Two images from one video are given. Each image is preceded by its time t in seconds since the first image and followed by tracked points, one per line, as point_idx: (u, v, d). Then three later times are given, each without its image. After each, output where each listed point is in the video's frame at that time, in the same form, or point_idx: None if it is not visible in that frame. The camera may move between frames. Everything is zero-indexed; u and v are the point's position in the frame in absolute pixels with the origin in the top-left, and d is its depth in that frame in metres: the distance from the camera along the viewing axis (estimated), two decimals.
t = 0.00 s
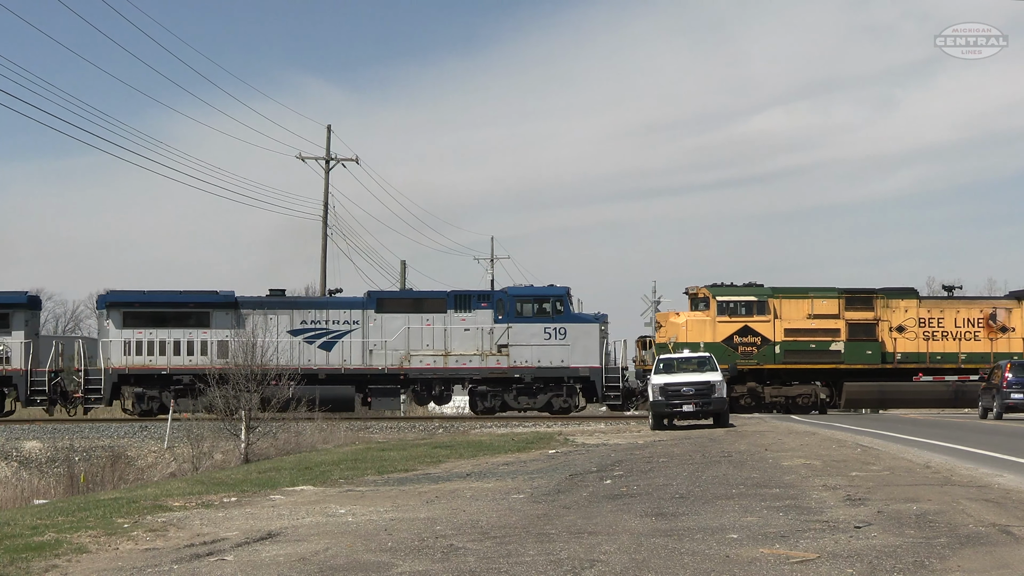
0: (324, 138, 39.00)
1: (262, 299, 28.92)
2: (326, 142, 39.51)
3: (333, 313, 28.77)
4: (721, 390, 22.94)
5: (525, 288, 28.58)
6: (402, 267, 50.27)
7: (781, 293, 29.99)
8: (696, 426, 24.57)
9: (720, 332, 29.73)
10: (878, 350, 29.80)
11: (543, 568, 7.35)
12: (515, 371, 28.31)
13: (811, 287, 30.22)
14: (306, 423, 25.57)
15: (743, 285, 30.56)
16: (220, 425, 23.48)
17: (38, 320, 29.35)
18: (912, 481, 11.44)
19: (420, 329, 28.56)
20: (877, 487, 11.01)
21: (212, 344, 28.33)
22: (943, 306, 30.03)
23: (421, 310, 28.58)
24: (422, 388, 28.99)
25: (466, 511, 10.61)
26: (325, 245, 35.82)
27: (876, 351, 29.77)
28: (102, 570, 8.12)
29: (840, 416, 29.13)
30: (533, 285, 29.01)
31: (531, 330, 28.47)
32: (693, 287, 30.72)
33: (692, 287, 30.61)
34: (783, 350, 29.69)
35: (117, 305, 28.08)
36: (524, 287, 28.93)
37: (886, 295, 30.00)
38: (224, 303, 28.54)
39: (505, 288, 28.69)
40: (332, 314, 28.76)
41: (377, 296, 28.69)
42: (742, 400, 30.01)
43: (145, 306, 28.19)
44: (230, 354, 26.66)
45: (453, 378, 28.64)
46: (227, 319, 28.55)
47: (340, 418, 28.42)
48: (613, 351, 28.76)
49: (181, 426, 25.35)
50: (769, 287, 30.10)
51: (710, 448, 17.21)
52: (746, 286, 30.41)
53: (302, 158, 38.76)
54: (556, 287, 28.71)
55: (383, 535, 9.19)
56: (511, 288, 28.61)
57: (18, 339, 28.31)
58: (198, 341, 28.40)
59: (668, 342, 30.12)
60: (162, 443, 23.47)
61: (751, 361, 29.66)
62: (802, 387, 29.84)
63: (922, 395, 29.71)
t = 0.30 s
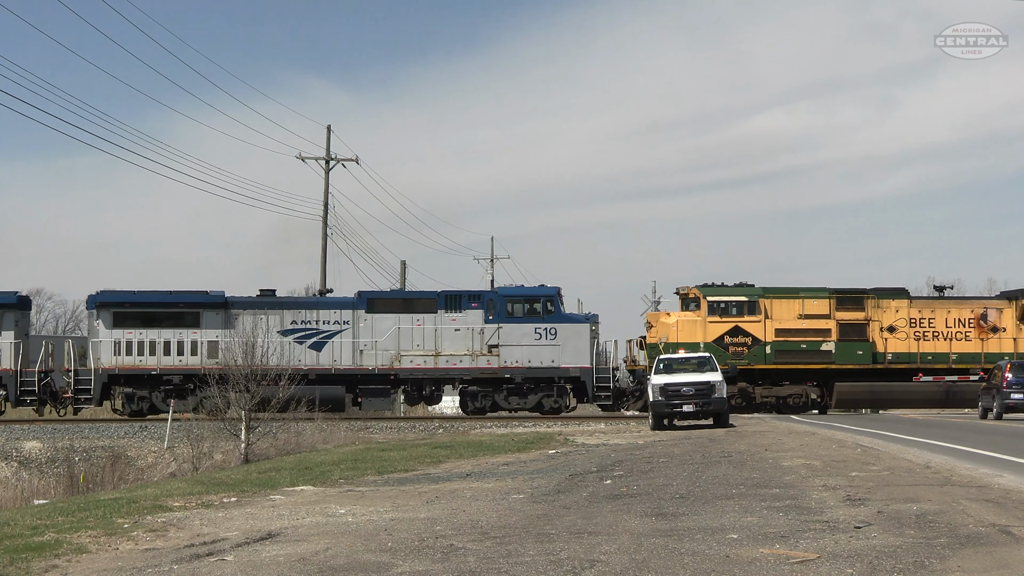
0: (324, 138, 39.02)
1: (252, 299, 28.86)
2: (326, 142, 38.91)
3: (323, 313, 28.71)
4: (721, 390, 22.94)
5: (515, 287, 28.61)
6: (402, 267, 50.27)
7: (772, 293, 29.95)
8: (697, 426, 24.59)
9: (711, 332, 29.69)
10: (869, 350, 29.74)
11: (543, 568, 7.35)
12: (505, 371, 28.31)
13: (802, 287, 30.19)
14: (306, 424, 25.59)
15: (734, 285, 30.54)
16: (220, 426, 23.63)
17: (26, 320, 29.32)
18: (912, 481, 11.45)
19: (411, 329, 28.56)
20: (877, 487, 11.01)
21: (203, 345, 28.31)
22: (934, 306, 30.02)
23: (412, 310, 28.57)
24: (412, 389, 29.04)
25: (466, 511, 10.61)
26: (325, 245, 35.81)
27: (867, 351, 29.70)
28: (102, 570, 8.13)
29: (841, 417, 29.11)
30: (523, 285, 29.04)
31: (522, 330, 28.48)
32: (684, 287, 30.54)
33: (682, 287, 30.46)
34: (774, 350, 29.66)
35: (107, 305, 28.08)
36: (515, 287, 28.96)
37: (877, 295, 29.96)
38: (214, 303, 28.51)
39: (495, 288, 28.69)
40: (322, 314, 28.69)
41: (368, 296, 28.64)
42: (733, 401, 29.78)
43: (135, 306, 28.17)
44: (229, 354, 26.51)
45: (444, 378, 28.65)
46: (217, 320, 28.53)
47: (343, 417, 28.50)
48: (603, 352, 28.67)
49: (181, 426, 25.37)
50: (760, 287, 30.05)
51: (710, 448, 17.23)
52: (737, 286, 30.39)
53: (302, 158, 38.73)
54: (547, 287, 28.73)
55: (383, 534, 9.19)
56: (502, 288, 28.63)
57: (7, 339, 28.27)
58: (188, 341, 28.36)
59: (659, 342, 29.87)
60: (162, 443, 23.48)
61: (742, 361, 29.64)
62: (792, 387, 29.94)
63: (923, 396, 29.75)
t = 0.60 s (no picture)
0: (324, 138, 39.08)
1: (242, 299, 28.90)
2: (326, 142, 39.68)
3: (314, 313, 28.78)
4: (721, 390, 22.93)
5: (506, 288, 28.66)
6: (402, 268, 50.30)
7: (763, 293, 29.95)
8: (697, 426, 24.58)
9: (701, 332, 29.71)
10: (860, 350, 29.74)
11: (543, 568, 7.35)
12: (495, 371, 28.29)
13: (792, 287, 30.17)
14: (305, 424, 25.57)
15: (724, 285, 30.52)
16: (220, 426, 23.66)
17: (16, 320, 29.53)
18: (912, 481, 11.44)
19: (401, 329, 28.57)
20: (877, 487, 11.01)
21: (193, 344, 28.33)
22: (924, 306, 30.06)
23: (402, 310, 28.59)
24: (403, 389, 29.02)
25: (466, 511, 10.60)
26: (325, 245, 35.83)
27: (858, 351, 29.69)
28: (101, 570, 8.13)
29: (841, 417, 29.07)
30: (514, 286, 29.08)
31: (512, 330, 28.49)
32: (675, 287, 30.47)
33: (672, 287, 30.42)
34: (765, 351, 29.60)
35: (97, 305, 28.08)
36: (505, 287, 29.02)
37: (867, 294, 29.99)
38: (203, 303, 28.52)
39: (485, 288, 28.74)
40: (313, 314, 28.77)
41: (358, 296, 28.68)
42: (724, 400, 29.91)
43: (125, 306, 28.18)
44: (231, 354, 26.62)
45: (434, 378, 28.61)
46: (207, 320, 28.54)
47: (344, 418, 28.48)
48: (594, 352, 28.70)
49: (181, 426, 25.37)
50: (750, 287, 30.06)
51: (710, 448, 17.22)
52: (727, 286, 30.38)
53: (303, 159, 38.92)
54: (537, 287, 28.74)
55: (384, 535, 9.19)
56: (492, 288, 28.69)
57: None
58: (179, 341, 28.36)
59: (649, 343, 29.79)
60: (162, 443, 23.47)
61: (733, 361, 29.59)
62: (783, 387, 29.98)
63: (924, 395, 29.69)
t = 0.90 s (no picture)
0: (324, 139, 39.15)
1: (232, 299, 28.85)
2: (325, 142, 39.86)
3: (304, 313, 28.74)
4: (722, 390, 22.92)
5: (496, 288, 28.66)
6: (402, 268, 50.37)
7: (754, 293, 29.89)
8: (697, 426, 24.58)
9: (692, 332, 29.60)
10: (851, 350, 29.74)
11: (543, 568, 7.35)
12: (485, 371, 28.28)
13: (783, 287, 30.14)
14: (306, 423, 25.59)
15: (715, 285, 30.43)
16: (222, 428, 23.70)
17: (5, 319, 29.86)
18: (912, 481, 11.45)
19: (391, 329, 28.57)
20: (877, 487, 11.01)
21: (183, 345, 28.33)
22: (915, 306, 30.06)
23: (392, 310, 28.57)
24: (393, 389, 29.04)
25: (466, 511, 10.61)
26: (325, 245, 35.88)
27: (848, 351, 29.71)
28: (102, 570, 8.13)
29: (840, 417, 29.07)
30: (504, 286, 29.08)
31: (502, 331, 28.51)
32: (665, 287, 30.52)
33: (663, 287, 30.36)
34: (756, 351, 29.62)
35: (87, 305, 28.06)
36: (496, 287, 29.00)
37: (858, 294, 29.98)
38: (193, 304, 28.50)
39: (475, 288, 28.68)
40: (303, 314, 28.72)
41: (348, 296, 28.62)
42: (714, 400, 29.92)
43: (115, 306, 28.17)
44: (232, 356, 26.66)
45: (424, 378, 28.64)
46: (197, 320, 28.52)
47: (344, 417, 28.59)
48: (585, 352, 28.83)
49: (181, 426, 25.40)
50: (741, 287, 30.00)
51: (710, 448, 17.23)
52: (717, 286, 30.30)
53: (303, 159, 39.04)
54: (527, 287, 28.79)
55: (384, 534, 9.20)
56: (482, 288, 28.66)
57: None
58: (169, 341, 28.35)
59: (639, 343, 29.61)
60: (162, 443, 23.49)
61: (723, 362, 29.56)
62: (774, 387, 29.99)
63: (924, 395, 29.65)
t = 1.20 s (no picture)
0: (324, 138, 39.13)
1: (222, 299, 28.85)
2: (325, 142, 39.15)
3: (294, 313, 28.71)
4: (722, 390, 22.91)
5: (486, 288, 28.60)
6: (402, 268, 50.33)
7: (744, 293, 29.88)
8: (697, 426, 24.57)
9: (682, 332, 29.56)
10: (842, 350, 29.74)
11: (543, 568, 7.35)
12: (476, 371, 28.28)
13: (774, 287, 30.15)
14: (306, 424, 25.59)
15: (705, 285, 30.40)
16: (223, 428, 23.71)
17: None
18: (912, 481, 11.44)
19: (382, 329, 28.57)
20: (877, 487, 11.01)
21: (173, 344, 28.34)
22: (906, 306, 30.04)
23: (383, 310, 28.61)
24: (384, 389, 29.02)
25: (466, 511, 10.60)
26: (325, 245, 35.86)
27: (839, 351, 29.70)
28: (102, 570, 8.13)
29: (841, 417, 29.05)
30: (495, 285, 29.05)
31: (492, 330, 28.49)
32: (656, 287, 30.41)
33: (654, 287, 30.29)
34: (746, 351, 29.61)
35: (77, 305, 28.06)
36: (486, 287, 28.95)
37: (849, 294, 30.01)
38: (183, 304, 28.47)
39: (466, 288, 28.67)
40: (293, 314, 28.69)
41: (338, 296, 28.66)
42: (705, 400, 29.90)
43: (105, 306, 28.17)
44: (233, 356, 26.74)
45: (415, 379, 28.65)
46: (187, 320, 28.51)
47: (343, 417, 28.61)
48: (576, 352, 28.81)
49: (181, 426, 25.37)
50: (732, 287, 29.97)
51: (710, 448, 17.22)
52: (708, 286, 30.27)
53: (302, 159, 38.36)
54: (518, 287, 28.74)
55: (384, 534, 9.19)
56: (473, 288, 28.63)
57: None
58: (159, 341, 28.34)
59: (631, 342, 29.60)
60: (162, 443, 23.48)
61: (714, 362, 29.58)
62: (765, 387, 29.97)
63: (923, 395, 29.64)
